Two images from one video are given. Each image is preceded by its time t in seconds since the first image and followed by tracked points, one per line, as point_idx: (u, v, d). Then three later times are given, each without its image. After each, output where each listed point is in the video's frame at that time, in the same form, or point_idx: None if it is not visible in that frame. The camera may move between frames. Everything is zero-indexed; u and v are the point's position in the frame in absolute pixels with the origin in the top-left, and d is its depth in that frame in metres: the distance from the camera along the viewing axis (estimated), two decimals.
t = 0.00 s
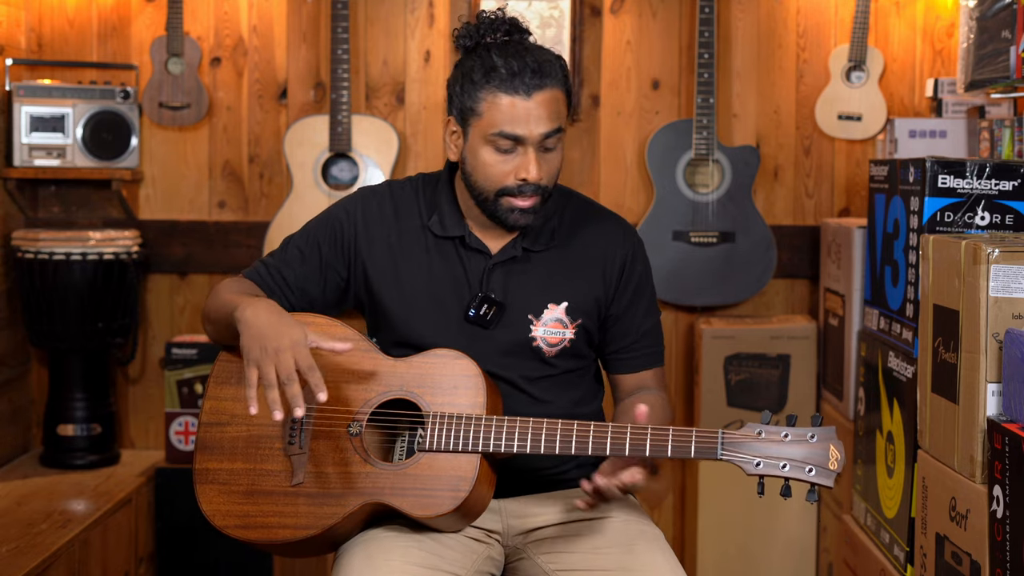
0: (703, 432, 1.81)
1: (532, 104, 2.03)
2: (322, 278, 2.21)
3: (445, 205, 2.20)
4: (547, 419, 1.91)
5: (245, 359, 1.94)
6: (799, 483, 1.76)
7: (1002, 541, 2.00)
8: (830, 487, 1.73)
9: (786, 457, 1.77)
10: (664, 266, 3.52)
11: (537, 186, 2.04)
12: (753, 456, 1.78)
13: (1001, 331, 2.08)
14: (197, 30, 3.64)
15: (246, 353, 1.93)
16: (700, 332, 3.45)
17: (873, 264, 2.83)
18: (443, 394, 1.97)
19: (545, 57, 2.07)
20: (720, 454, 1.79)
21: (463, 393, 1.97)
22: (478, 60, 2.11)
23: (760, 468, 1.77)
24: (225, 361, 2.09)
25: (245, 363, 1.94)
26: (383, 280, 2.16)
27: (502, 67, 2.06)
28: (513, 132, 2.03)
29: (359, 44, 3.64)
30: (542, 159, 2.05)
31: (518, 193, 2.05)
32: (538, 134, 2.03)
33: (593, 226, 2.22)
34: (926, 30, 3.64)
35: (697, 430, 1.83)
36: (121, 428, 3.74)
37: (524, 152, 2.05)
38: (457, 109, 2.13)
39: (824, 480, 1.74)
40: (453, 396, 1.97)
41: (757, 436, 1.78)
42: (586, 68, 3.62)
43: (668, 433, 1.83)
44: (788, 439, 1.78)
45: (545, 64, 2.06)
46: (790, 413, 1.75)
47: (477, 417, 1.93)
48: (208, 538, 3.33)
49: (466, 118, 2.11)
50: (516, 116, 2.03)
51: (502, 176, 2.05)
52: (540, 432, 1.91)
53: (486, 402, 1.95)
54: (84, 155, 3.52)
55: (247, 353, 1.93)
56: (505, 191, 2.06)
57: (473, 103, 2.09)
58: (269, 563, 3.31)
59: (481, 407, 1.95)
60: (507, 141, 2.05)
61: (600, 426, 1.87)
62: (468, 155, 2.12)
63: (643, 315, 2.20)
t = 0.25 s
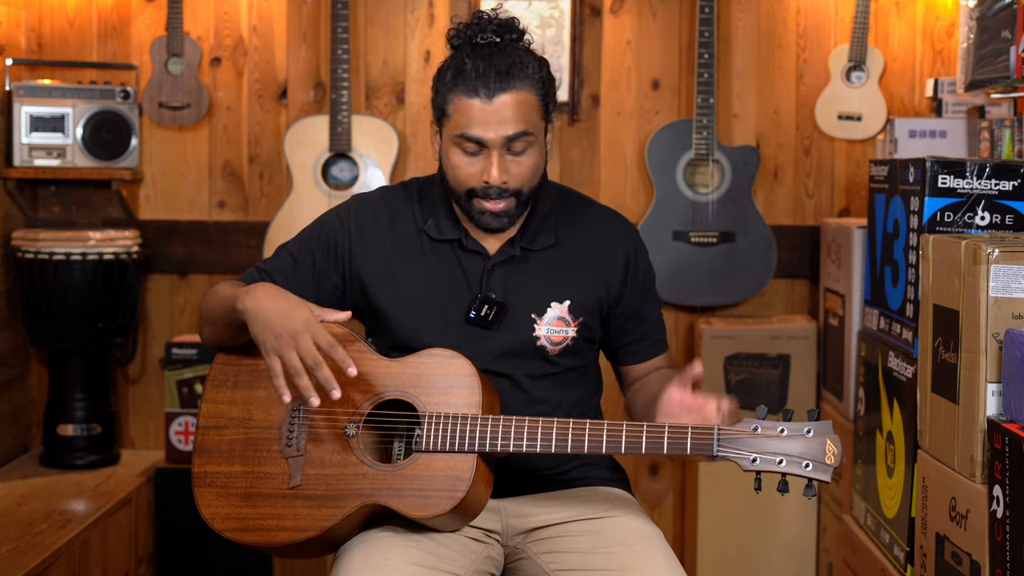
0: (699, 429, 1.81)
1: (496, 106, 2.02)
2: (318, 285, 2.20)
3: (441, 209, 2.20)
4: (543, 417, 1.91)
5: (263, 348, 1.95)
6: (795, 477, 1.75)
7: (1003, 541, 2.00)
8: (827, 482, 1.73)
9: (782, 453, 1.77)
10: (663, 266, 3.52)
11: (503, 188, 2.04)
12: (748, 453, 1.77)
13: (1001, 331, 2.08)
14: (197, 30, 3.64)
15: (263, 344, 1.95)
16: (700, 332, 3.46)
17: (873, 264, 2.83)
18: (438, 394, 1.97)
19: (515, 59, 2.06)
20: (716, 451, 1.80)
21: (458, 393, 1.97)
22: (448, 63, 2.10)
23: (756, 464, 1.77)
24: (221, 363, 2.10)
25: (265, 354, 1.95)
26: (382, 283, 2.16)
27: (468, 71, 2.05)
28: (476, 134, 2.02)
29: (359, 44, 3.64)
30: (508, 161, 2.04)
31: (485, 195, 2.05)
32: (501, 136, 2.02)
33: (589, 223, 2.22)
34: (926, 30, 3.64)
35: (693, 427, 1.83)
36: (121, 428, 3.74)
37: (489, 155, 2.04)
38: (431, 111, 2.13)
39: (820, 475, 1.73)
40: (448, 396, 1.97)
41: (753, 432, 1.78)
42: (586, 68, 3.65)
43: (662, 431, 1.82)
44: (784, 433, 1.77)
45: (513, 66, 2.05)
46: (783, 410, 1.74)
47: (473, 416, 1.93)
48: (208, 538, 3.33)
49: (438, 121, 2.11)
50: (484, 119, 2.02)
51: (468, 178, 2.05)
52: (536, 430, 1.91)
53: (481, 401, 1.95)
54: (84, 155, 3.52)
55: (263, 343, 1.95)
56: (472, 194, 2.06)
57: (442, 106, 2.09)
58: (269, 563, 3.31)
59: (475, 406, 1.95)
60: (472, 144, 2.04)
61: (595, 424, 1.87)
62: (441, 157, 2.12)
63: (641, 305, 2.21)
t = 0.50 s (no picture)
0: (704, 436, 1.80)
1: (481, 105, 2.03)
2: (317, 284, 2.20)
3: (439, 207, 2.20)
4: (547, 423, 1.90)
5: (270, 339, 1.97)
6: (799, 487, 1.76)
7: (1003, 541, 2.00)
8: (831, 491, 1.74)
9: (786, 462, 1.78)
10: (664, 266, 3.52)
11: (485, 187, 2.03)
12: (753, 461, 1.78)
13: (1001, 330, 2.08)
14: (197, 30, 3.64)
15: (271, 334, 1.96)
16: (701, 332, 3.46)
17: (873, 264, 2.83)
18: (443, 397, 1.97)
19: (502, 60, 2.07)
20: (721, 458, 1.79)
21: (462, 397, 1.96)
22: (439, 63, 2.11)
23: (761, 473, 1.78)
24: (221, 361, 2.09)
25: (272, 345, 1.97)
26: (381, 280, 2.16)
27: (457, 70, 2.06)
28: (459, 132, 2.02)
29: (359, 44, 3.64)
30: (491, 160, 2.04)
31: (467, 194, 2.04)
32: (484, 135, 2.02)
33: (587, 217, 2.22)
34: (926, 30, 3.64)
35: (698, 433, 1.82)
36: (121, 428, 3.74)
37: (471, 153, 2.04)
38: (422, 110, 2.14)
39: (824, 485, 1.74)
40: (453, 399, 1.96)
41: (758, 440, 1.79)
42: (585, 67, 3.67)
43: (668, 438, 1.81)
44: (789, 443, 1.78)
45: (500, 67, 2.05)
46: (789, 418, 1.75)
47: (476, 420, 1.92)
48: (207, 538, 3.33)
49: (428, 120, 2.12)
50: (469, 117, 2.02)
51: (451, 177, 2.05)
52: (538, 436, 1.89)
53: (486, 404, 1.95)
54: (84, 155, 3.52)
55: (272, 336, 1.96)
56: (454, 192, 2.05)
57: (430, 105, 2.09)
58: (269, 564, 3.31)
59: (480, 411, 1.95)
60: (456, 142, 2.04)
61: (601, 429, 1.86)
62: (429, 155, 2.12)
63: (645, 299, 2.16)
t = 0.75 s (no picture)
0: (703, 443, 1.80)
1: (453, 89, 2.03)
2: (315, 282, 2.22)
3: (436, 208, 2.20)
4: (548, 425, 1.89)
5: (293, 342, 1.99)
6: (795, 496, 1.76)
7: (1003, 541, 2.00)
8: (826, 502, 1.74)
9: (784, 471, 1.77)
10: (663, 264, 3.52)
11: (468, 170, 2.03)
12: (751, 469, 1.78)
13: (1001, 331, 2.08)
14: (197, 30, 3.64)
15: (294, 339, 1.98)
16: (700, 332, 3.46)
17: (873, 264, 2.83)
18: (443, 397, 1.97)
19: (470, 45, 2.07)
20: (719, 465, 1.79)
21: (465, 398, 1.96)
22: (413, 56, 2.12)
23: (758, 481, 1.77)
24: (227, 355, 2.10)
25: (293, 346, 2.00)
26: (376, 282, 2.16)
27: (425, 61, 2.06)
28: (435, 119, 2.03)
29: (359, 44, 3.64)
30: (470, 142, 2.04)
31: (453, 181, 2.04)
32: (459, 118, 2.02)
33: (585, 219, 2.21)
34: (926, 30, 3.64)
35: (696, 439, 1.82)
36: (121, 428, 3.74)
37: (451, 139, 2.04)
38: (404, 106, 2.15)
39: (821, 496, 1.74)
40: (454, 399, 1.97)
41: (756, 449, 1.78)
42: (585, 67, 3.68)
43: (666, 444, 1.81)
44: (787, 452, 1.77)
45: (468, 53, 2.05)
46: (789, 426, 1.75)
47: (477, 421, 1.92)
48: (207, 537, 3.33)
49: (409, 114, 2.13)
50: (443, 106, 2.02)
51: (435, 167, 2.05)
52: (538, 438, 1.89)
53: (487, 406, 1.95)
54: (84, 155, 3.52)
55: (297, 341, 1.98)
56: (441, 181, 2.06)
57: (408, 99, 2.10)
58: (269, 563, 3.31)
59: (480, 412, 1.94)
60: (434, 130, 2.05)
61: (601, 434, 1.86)
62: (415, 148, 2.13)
63: (638, 302, 2.17)
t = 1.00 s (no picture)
0: (701, 444, 1.80)
1: (455, 68, 2.09)
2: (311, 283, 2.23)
3: (431, 208, 2.21)
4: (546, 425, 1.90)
5: (291, 340, 1.99)
6: (793, 497, 1.76)
7: (1002, 541, 2.00)
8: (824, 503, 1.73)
9: (782, 472, 1.77)
10: (663, 265, 3.52)
11: (469, 147, 2.09)
12: (749, 470, 1.78)
13: (1001, 330, 2.08)
14: (197, 30, 3.64)
15: (292, 338, 1.99)
16: (700, 332, 3.46)
17: (873, 264, 2.83)
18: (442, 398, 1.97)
19: (472, 31, 2.15)
20: (717, 466, 1.79)
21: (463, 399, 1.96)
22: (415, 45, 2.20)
23: (756, 482, 1.77)
24: (224, 356, 2.11)
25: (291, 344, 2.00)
26: (372, 281, 2.16)
27: (429, 44, 2.14)
28: (438, 97, 2.10)
29: (359, 44, 3.64)
30: (471, 121, 2.10)
31: (454, 160, 2.09)
32: (461, 96, 2.09)
33: (580, 218, 2.21)
34: (926, 30, 3.64)
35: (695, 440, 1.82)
36: (121, 428, 3.74)
37: (452, 117, 2.10)
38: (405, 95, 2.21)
39: (818, 497, 1.74)
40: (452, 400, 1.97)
41: (754, 450, 1.78)
42: (585, 67, 3.68)
43: (665, 445, 1.81)
44: (784, 453, 1.78)
45: (471, 37, 2.13)
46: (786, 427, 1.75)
47: (475, 421, 1.93)
48: (208, 537, 3.33)
49: (409, 101, 2.19)
50: (446, 85, 2.09)
51: (436, 146, 2.11)
52: (537, 438, 1.89)
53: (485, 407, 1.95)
54: (84, 155, 3.52)
55: (295, 340, 1.98)
56: (442, 161, 2.11)
57: (409, 84, 2.17)
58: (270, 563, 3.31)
59: (479, 412, 1.94)
60: (436, 110, 2.11)
61: (600, 434, 1.86)
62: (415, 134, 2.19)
63: (634, 300, 2.17)
